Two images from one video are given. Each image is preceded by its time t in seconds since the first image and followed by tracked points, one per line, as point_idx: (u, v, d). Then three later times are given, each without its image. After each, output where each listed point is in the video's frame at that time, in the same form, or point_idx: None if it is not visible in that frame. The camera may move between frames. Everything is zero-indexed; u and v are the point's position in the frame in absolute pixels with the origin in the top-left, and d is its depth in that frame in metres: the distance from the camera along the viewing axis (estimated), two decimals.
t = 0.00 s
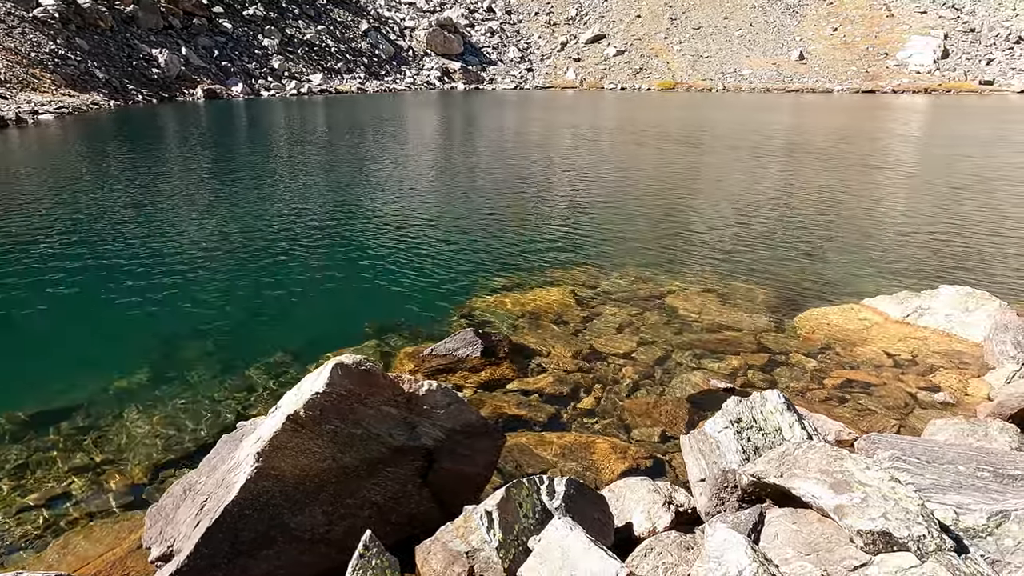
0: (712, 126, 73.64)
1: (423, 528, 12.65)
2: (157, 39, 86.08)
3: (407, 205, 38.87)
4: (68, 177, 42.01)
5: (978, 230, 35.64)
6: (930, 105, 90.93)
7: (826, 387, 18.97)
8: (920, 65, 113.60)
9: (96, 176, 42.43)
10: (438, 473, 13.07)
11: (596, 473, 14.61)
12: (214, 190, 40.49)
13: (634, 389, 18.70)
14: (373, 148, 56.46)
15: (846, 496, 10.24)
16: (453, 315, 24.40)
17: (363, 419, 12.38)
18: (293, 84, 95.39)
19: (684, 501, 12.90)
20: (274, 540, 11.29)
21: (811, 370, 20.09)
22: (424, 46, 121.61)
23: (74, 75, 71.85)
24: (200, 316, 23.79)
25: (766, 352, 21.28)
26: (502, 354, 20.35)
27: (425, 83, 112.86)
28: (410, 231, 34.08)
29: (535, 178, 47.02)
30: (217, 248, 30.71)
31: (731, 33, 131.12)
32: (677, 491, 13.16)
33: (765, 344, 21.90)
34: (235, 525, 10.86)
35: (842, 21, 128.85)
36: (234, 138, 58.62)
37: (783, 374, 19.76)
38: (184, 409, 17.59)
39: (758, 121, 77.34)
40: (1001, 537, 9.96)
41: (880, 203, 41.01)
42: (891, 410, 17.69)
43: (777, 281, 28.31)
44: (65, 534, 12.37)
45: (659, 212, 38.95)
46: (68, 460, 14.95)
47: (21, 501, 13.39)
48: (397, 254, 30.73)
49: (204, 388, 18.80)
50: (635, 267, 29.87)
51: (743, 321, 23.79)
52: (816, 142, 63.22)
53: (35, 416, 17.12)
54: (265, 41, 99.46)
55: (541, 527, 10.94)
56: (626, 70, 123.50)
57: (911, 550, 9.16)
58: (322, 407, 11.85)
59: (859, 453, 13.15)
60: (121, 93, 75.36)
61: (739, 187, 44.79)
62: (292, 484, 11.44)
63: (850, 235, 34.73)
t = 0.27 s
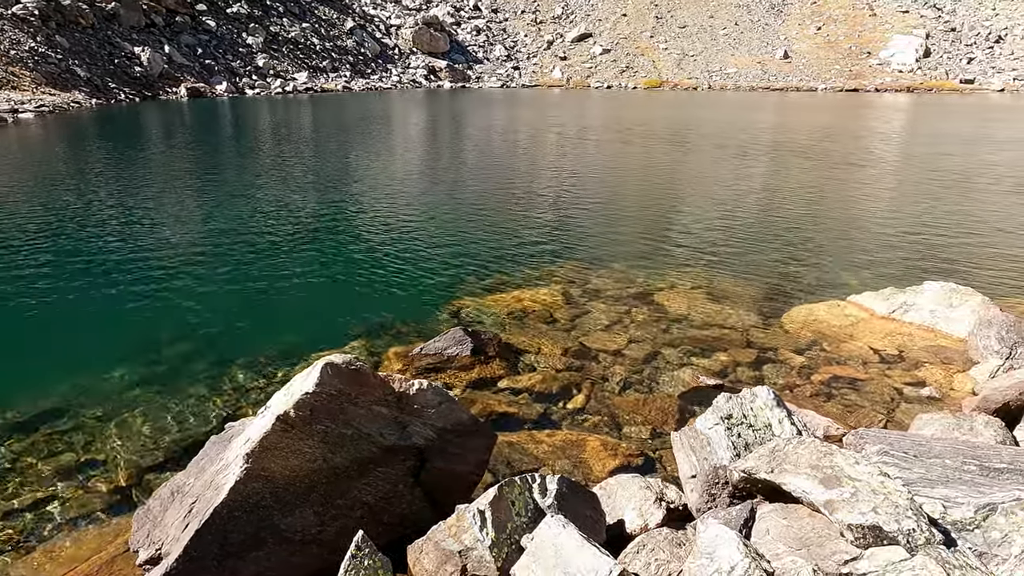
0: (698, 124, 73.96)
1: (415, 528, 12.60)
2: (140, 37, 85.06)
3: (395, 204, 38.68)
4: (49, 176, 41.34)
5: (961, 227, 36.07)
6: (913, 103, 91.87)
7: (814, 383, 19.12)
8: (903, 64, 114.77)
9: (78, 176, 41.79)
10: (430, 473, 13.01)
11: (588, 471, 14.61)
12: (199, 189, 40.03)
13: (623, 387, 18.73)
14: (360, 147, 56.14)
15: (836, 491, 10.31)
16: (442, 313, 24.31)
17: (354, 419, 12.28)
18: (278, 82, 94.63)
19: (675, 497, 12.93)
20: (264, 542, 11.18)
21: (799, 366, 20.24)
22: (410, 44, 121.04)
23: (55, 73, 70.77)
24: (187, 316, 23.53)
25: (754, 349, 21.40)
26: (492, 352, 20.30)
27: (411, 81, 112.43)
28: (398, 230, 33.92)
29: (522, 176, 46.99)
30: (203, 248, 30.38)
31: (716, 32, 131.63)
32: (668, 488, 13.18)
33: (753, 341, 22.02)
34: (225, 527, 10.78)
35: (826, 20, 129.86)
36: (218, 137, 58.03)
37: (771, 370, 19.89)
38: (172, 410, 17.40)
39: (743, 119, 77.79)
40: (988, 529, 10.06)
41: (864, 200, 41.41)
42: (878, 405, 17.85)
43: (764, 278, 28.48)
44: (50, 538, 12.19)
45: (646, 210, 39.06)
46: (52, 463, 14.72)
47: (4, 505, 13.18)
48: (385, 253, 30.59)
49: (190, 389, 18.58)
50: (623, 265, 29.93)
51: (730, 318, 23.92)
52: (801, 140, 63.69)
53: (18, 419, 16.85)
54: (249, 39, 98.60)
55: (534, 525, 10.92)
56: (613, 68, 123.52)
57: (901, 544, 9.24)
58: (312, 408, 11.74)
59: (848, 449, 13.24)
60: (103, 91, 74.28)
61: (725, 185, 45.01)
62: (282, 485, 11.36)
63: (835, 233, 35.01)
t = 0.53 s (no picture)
0: (683, 123, 74.27)
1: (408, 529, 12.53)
2: (122, 35, 83.98)
3: (381, 204, 38.50)
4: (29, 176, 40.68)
5: (944, 224, 36.53)
6: (895, 102, 92.84)
7: (802, 380, 19.27)
8: (885, 63, 115.95)
9: (58, 176, 41.17)
10: (421, 473, 12.94)
11: (580, 469, 14.62)
12: (184, 190, 39.55)
13: (614, 385, 18.76)
14: (347, 146, 55.79)
15: (828, 487, 10.38)
16: (431, 313, 24.25)
17: (346, 420, 12.23)
18: (263, 81, 93.82)
19: (667, 495, 12.96)
20: (255, 545, 11.08)
21: (787, 363, 20.38)
22: (396, 43, 120.49)
23: (35, 72, 69.75)
24: (172, 317, 23.27)
25: (743, 346, 21.52)
26: (482, 352, 20.24)
27: (397, 80, 111.93)
28: (386, 230, 33.75)
29: (509, 175, 46.91)
30: (188, 248, 30.03)
31: (702, 31, 132.15)
32: (661, 485, 13.21)
33: (742, 338, 22.16)
34: (215, 530, 10.67)
35: (809, 20, 130.83)
36: (202, 137, 57.42)
37: (761, 367, 20.03)
38: (158, 412, 17.20)
39: (728, 118, 78.18)
40: (977, 522, 10.16)
41: (849, 198, 41.80)
42: (866, 401, 18.01)
43: (751, 276, 28.65)
44: (35, 544, 12.00)
45: (634, 209, 39.16)
46: (37, 466, 14.51)
47: None
48: (373, 253, 30.41)
49: (176, 391, 18.38)
50: (611, 263, 29.99)
51: (719, 316, 24.03)
52: (786, 138, 64.14)
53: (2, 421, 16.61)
54: (233, 38, 97.65)
55: (528, 525, 10.89)
56: (599, 67, 123.61)
57: (893, 539, 9.33)
58: (303, 408, 11.66)
59: (838, 445, 13.33)
60: (84, 90, 73.31)
61: (711, 184, 45.21)
62: (274, 487, 11.25)
63: (820, 230, 35.33)
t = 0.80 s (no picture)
0: (669, 122, 74.56)
1: (401, 530, 12.47)
2: (103, 34, 82.86)
3: (368, 203, 38.30)
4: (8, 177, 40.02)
5: (927, 221, 36.97)
6: (878, 101, 93.81)
7: (791, 377, 19.40)
8: (868, 62, 117.06)
9: (39, 177, 40.53)
10: (415, 475, 12.68)
11: (573, 468, 14.63)
12: (167, 190, 39.08)
13: (605, 384, 18.76)
14: (334, 145, 55.45)
15: (821, 483, 10.43)
16: (420, 313, 24.16)
17: (338, 421, 11.98)
18: (247, 80, 93.00)
19: (660, 493, 12.99)
20: (248, 548, 11.06)
21: (776, 360, 20.52)
22: (381, 42, 119.90)
23: (14, 71, 68.62)
24: (158, 319, 23.04)
25: (732, 343, 21.63)
26: (473, 351, 20.22)
27: (382, 79, 111.40)
28: (374, 229, 33.60)
29: (497, 174, 46.86)
30: (173, 250, 29.69)
31: (686, 30, 132.67)
32: (654, 484, 13.24)
33: (731, 336, 22.27)
34: (207, 534, 10.62)
35: (793, 19, 131.75)
36: (186, 137, 56.79)
37: (750, 364, 20.16)
38: (147, 415, 17.00)
39: (714, 117, 78.59)
40: (968, 516, 10.25)
41: (834, 196, 42.19)
42: (854, 397, 18.18)
43: (738, 274, 28.80)
44: (23, 550, 11.85)
45: (621, 208, 39.25)
46: (21, 471, 14.33)
47: None
48: (360, 253, 30.25)
49: (163, 394, 18.20)
50: (599, 262, 30.05)
51: (707, 314, 24.13)
52: (770, 137, 64.61)
53: None
54: (217, 36, 96.68)
55: (523, 525, 10.83)
56: (585, 66, 123.75)
57: (886, 534, 9.37)
58: (295, 410, 11.44)
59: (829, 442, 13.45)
60: (65, 89, 72.26)
61: (698, 182, 45.41)
62: (266, 490, 11.17)
63: (806, 228, 35.61)
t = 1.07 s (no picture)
0: (654, 121, 74.85)
1: (395, 532, 12.36)
2: (82, 32, 81.61)
3: (353, 203, 38.07)
4: None
5: (910, 219, 37.40)
6: (859, 99, 94.81)
7: (780, 374, 19.52)
8: (849, 61, 118.25)
9: (16, 178, 39.80)
10: (407, 476, 12.72)
11: (565, 467, 14.63)
12: (149, 191, 38.49)
13: (595, 383, 18.80)
14: (318, 145, 55.10)
15: (814, 480, 10.48)
16: (409, 313, 24.06)
17: (330, 424, 11.88)
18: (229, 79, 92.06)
19: (653, 492, 12.74)
20: (239, 553, 10.87)
21: (764, 357, 20.64)
22: (365, 41, 119.26)
23: None
24: (142, 322, 22.71)
25: (721, 341, 21.72)
26: (462, 351, 20.13)
27: (366, 78, 110.82)
28: (360, 229, 33.41)
29: (483, 173, 46.77)
30: (156, 251, 29.24)
31: (670, 29, 133.13)
32: (647, 482, 12.97)
33: (720, 333, 22.37)
34: (197, 540, 10.45)
35: (775, 18, 132.73)
36: (168, 137, 56.06)
37: (739, 362, 20.26)
38: (134, 419, 16.79)
39: (698, 115, 79.02)
40: (958, 510, 10.25)
41: (818, 194, 42.56)
42: (842, 393, 18.33)
43: (725, 272, 28.95)
44: (7, 559, 11.62)
45: (608, 206, 39.33)
46: (5, 478, 14.06)
47: None
48: (346, 253, 30.07)
49: (150, 398, 17.98)
50: (587, 260, 30.08)
51: (695, 312, 24.23)
52: (754, 136, 65.07)
53: None
54: (198, 35, 95.63)
55: (517, 526, 10.79)
56: (570, 65, 123.87)
57: (879, 529, 9.43)
58: (286, 413, 11.33)
59: (819, 437, 13.49)
60: (43, 89, 71.10)
61: (683, 181, 45.58)
62: (256, 494, 11.04)
63: (791, 226, 35.89)
